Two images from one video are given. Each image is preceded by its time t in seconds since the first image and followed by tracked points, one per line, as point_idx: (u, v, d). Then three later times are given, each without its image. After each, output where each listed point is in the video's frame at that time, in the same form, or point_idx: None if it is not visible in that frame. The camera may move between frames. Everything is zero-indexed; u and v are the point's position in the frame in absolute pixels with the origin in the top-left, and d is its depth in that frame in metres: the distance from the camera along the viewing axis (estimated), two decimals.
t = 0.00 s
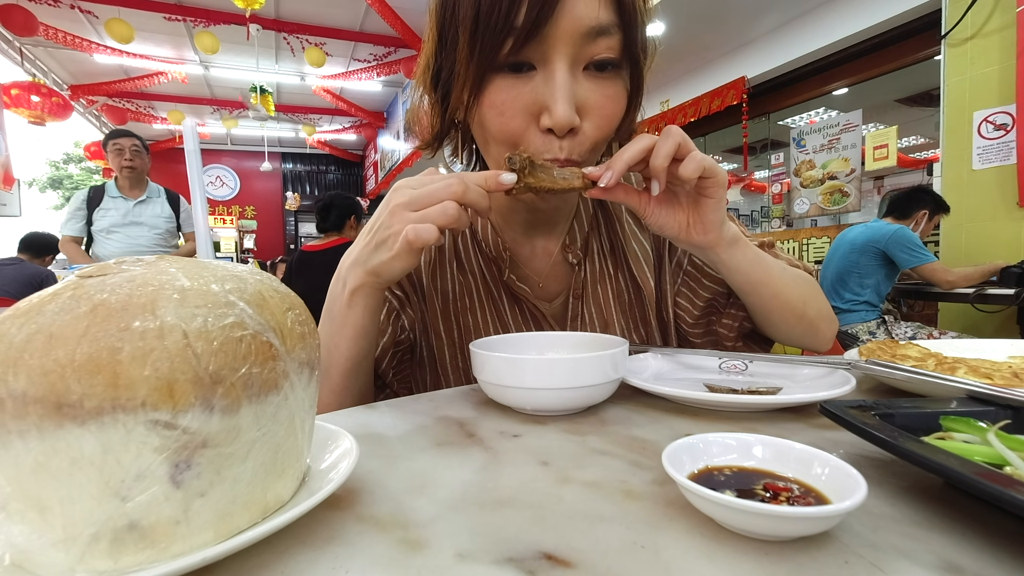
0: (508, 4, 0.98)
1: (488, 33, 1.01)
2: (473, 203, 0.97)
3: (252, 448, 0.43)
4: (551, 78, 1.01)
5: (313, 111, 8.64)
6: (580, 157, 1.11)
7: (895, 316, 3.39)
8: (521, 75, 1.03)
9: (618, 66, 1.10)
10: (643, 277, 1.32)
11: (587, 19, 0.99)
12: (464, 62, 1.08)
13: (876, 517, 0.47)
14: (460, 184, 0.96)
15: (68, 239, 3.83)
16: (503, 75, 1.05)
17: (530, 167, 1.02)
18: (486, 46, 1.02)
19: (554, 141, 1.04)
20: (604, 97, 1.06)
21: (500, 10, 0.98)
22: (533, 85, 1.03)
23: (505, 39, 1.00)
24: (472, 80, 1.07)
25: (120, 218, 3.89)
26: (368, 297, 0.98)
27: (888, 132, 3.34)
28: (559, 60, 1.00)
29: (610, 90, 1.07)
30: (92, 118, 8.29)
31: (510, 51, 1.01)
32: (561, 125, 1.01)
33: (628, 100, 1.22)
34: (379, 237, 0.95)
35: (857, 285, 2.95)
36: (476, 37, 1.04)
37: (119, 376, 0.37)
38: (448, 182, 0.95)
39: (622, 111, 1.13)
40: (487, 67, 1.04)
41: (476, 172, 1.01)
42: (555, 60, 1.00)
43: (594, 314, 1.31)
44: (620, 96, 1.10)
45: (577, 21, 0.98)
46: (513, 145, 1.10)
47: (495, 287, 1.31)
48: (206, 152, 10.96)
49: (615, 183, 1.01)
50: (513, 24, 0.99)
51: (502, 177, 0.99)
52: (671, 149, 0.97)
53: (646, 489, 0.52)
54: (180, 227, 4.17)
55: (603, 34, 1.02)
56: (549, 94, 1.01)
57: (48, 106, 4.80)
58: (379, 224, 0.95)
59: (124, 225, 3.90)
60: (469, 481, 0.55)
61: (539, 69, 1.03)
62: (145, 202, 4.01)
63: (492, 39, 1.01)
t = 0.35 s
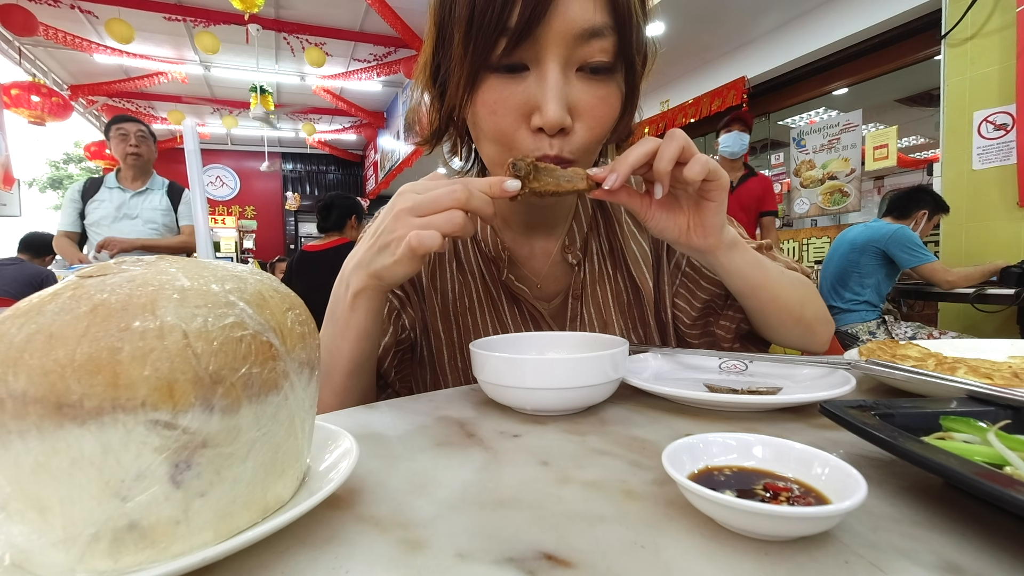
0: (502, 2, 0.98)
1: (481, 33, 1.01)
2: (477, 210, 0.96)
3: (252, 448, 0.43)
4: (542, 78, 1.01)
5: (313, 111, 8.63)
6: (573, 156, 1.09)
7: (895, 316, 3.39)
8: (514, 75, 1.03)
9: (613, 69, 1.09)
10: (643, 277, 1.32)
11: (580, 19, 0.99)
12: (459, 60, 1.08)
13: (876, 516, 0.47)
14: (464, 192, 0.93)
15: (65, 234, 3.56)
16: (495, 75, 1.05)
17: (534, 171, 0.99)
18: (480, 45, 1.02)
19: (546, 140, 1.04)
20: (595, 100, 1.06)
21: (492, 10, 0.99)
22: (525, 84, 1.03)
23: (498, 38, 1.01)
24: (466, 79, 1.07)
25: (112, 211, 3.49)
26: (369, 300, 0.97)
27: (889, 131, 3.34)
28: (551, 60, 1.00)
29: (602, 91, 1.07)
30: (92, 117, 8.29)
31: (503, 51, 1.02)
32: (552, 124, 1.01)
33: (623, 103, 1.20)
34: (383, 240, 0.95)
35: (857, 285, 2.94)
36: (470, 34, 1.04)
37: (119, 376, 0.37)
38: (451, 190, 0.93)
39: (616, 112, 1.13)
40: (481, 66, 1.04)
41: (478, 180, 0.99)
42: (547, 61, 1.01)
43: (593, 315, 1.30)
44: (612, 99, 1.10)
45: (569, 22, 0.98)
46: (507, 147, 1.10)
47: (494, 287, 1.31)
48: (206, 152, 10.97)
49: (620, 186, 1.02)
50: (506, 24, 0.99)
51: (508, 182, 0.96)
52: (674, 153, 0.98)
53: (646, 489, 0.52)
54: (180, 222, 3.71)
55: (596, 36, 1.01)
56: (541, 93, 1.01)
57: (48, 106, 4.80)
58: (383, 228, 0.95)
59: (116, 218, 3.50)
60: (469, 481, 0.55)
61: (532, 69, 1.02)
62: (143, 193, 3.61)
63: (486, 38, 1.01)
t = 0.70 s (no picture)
0: None
1: (481, 21, 1.02)
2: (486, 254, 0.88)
3: (252, 448, 0.43)
4: (542, 68, 1.01)
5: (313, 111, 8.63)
6: (570, 151, 1.09)
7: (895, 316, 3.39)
8: (513, 66, 1.03)
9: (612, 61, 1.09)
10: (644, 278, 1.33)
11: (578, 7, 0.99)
12: (461, 51, 1.09)
13: (876, 516, 0.47)
14: (471, 237, 0.86)
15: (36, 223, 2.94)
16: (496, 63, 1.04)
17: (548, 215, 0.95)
18: (479, 34, 1.03)
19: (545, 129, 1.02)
20: (594, 89, 1.05)
21: None
22: (527, 75, 1.02)
23: (497, 28, 1.01)
24: (466, 70, 1.07)
25: (79, 196, 2.76)
26: (373, 322, 0.97)
27: (888, 132, 3.32)
28: (551, 47, 1.01)
29: (602, 83, 1.06)
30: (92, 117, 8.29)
31: (502, 39, 1.02)
32: (550, 114, 1.00)
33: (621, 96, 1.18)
34: (387, 271, 0.90)
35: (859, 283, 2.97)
36: (470, 25, 1.05)
37: (120, 376, 0.37)
38: (458, 234, 0.86)
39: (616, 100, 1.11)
40: (481, 54, 1.04)
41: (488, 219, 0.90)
42: (546, 48, 1.01)
43: (593, 315, 1.31)
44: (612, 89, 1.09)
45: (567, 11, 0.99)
46: (507, 142, 1.09)
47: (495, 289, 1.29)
48: (206, 152, 10.97)
49: (633, 215, 0.97)
50: (505, 13, 1.00)
51: (519, 227, 0.86)
52: (689, 183, 0.97)
53: (646, 489, 0.52)
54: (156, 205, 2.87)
55: (594, 26, 1.02)
56: (540, 83, 1.01)
57: (48, 106, 4.80)
58: (385, 261, 0.90)
59: (85, 205, 2.78)
60: (469, 481, 0.55)
61: (531, 58, 1.03)
62: (111, 174, 2.86)
63: (486, 28, 1.02)
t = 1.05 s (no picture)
0: None
1: (482, 14, 1.04)
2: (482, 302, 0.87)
3: (252, 448, 0.43)
4: (537, 52, 1.01)
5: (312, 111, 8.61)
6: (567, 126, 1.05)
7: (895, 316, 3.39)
8: (512, 54, 1.04)
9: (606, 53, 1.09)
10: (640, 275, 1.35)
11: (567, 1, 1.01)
12: (465, 43, 1.10)
13: (875, 516, 0.47)
14: (465, 285, 0.85)
15: None
16: (495, 52, 1.05)
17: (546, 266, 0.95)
18: (480, 27, 1.04)
19: (543, 113, 1.02)
20: (585, 72, 1.04)
21: None
22: (523, 59, 1.03)
23: (497, 21, 1.03)
24: (469, 63, 1.09)
25: None
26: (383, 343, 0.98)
27: (889, 131, 3.38)
28: (544, 35, 1.01)
29: (593, 66, 1.05)
30: (92, 117, 8.29)
31: (501, 31, 1.03)
32: (545, 93, 0.99)
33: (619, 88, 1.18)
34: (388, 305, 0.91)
35: (856, 287, 2.96)
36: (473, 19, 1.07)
37: (119, 376, 0.37)
38: (453, 282, 0.86)
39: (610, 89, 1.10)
40: (482, 44, 1.05)
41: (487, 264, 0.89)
42: (540, 36, 1.01)
43: (593, 309, 1.30)
44: (604, 71, 1.07)
45: (557, 3, 1.01)
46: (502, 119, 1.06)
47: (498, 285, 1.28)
48: (206, 152, 10.97)
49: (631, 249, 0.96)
50: (504, 7, 1.02)
51: (518, 279, 0.85)
52: (681, 208, 0.98)
53: (646, 489, 0.52)
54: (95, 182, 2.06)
55: (584, 17, 1.03)
56: (535, 67, 1.01)
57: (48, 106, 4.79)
58: (387, 292, 0.90)
59: None
60: (469, 481, 0.55)
61: (526, 46, 1.04)
62: (22, 140, 1.96)
63: (485, 20, 1.03)
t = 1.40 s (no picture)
0: (498, 19, 1.00)
1: (482, 43, 1.03)
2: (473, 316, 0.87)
3: (253, 448, 0.43)
4: (530, 82, 1.02)
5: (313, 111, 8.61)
6: (556, 150, 1.09)
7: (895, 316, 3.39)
8: (508, 84, 1.05)
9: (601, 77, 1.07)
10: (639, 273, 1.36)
11: (560, 32, 0.99)
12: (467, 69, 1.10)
13: (876, 516, 0.47)
14: (454, 297, 0.86)
15: None
16: (494, 81, 1.06)
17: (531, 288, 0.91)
18: (480, 56, 1.04)
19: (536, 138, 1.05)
20: (577, 101, 1.05)
21: (490, 28, 1.01)
22: (517, 88, 1.04)
23: (495, 52, 1.02)
24: (470, 86, 1.10)
25: None
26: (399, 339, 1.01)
27: (889, 131, 3.37)
28: (538, 67, 1.01)
29: (586, 95, 1.06)
30: (92, 118, 8.29)
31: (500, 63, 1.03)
32: (536, 122, 1.01)
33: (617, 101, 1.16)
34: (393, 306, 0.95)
35: (857, 287, 2.96)
36: (474, 45, 1.06)
37: (119, 376, 0.37)
38: (442, 292, 0.86)
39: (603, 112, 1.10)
40: (481, 74, 1.06)
41: (483, 278, 0.87)
42: (535, 68, 1.01)
43: (593, 305, 1.30)
44: (596, 98, 1.07)
45: (550, 34, 0.99)
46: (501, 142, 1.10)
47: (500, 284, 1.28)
48: (206, 152, 10.97)
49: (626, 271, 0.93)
50: (503, 38, 1.00)
51: (510, 298, 0.84)
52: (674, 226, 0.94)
53: (646, 489, 0.52)
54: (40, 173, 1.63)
55: (576, 48, 1.00)
56: (528, 96, 1.02)
57: (48, 106, 4.79)
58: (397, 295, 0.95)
59: None
60: (469, 481, 0.55)
61: (524, 76, 1.03)
62: None
63: (485, 50, 1.03)
